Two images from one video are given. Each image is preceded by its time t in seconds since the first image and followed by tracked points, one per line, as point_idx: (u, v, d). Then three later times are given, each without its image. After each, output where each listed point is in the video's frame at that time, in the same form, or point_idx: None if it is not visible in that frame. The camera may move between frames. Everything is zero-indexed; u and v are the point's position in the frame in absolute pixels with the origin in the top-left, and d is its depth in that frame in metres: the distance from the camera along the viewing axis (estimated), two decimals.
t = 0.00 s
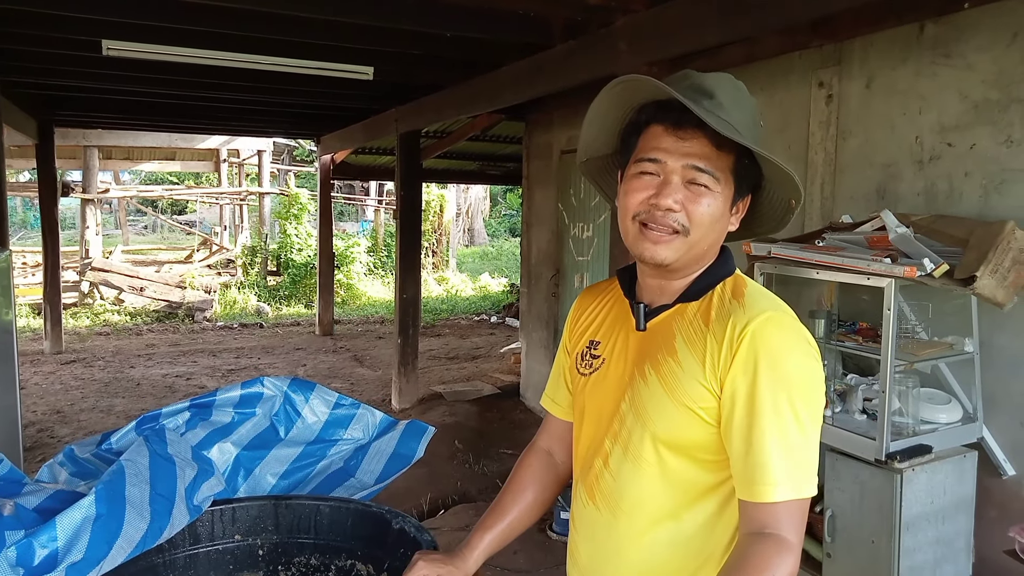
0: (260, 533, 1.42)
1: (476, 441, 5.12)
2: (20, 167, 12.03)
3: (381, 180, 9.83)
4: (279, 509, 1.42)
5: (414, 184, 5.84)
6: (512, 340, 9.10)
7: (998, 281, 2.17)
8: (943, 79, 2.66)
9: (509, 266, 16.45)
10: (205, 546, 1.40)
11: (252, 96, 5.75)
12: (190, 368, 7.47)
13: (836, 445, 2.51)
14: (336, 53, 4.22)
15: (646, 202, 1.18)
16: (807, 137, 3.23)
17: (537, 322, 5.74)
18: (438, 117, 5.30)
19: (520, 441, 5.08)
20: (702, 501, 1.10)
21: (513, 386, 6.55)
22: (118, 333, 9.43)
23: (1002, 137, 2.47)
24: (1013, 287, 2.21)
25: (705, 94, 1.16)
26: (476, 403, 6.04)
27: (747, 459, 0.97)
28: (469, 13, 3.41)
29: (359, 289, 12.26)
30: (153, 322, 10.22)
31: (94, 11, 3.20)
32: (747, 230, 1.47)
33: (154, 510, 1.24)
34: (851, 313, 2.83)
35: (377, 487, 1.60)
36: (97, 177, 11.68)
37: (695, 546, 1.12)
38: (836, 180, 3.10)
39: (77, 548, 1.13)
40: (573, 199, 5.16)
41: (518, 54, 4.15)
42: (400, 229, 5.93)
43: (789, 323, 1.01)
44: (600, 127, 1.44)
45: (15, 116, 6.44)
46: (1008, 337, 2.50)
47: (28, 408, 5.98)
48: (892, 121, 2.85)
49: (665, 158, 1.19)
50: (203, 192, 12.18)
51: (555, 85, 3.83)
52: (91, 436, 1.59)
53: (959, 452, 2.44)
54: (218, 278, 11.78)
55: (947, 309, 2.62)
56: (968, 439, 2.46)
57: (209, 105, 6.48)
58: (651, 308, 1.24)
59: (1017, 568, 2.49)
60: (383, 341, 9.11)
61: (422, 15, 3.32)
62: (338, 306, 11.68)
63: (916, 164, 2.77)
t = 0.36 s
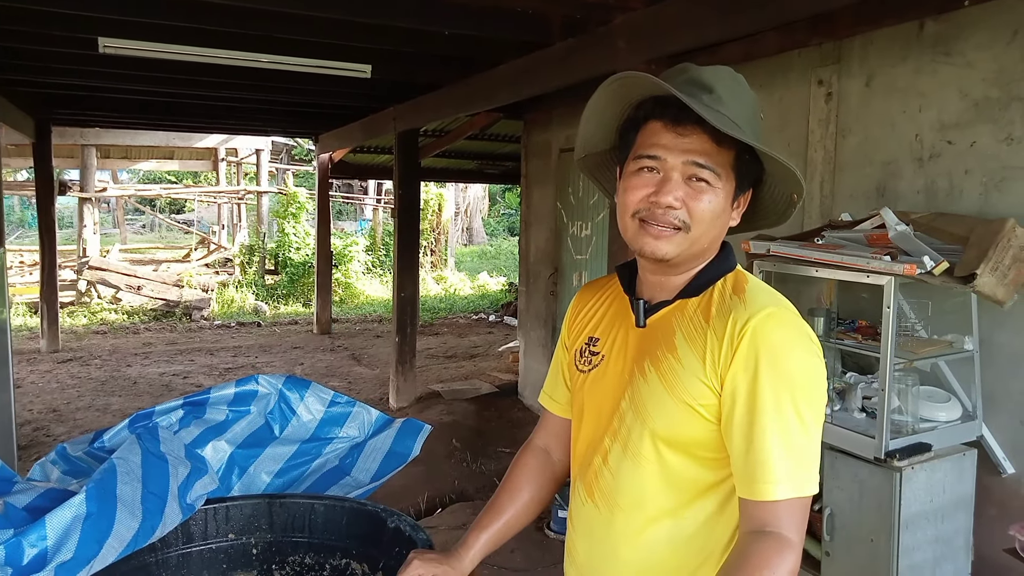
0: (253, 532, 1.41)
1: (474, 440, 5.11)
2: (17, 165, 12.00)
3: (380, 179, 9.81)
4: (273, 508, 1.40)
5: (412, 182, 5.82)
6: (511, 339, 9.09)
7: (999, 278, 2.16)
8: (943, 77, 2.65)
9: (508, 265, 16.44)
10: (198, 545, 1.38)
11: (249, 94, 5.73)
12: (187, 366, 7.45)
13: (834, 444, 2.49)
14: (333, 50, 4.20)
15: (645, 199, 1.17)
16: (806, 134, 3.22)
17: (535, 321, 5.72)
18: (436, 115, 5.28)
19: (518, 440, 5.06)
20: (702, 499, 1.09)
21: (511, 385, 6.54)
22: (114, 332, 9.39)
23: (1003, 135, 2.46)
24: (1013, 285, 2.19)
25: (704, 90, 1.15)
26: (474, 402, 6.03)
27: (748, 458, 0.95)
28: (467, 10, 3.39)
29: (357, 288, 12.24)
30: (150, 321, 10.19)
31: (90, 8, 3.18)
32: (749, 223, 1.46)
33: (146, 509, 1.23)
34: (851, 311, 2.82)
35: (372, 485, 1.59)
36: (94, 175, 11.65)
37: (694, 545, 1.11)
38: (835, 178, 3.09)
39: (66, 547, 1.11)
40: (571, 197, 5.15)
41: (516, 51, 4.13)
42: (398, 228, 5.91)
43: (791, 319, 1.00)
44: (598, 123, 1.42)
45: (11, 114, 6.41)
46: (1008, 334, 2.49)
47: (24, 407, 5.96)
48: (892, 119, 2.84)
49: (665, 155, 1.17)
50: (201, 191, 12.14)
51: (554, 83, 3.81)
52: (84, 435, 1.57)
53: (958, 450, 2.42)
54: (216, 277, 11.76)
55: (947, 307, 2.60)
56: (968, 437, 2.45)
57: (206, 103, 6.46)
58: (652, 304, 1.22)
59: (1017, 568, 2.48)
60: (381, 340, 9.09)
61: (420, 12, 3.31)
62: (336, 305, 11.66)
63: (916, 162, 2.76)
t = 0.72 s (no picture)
0: (249, 537, 1.40)
1: (474, 443, 5.10)
2: (17, 168, 12.00)
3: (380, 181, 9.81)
4: (268, 512, 1.40)
5: (411, 185, 5.82)
6: (511, 341, 9.09)
7: (998, 281, 2.15)
8: (941, 79, 2.64)
9: (508, 268, 16.44)
10: (193, 550, 1.37)
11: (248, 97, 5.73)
12: (187, 370, 7.45)
13: (834, 447, 2.48)
14: (333, 53, 4.21)
15: (620, 205, 1.18)
16: (805, 137, 3.21)
17: (535, 324, 5.72)
18: (436, 118, 5.28)
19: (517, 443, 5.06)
20: (699, 501, 1.08)
21: (511, 388, 6.53)
22: (115, 335, 9.39)
23: (1001, 137, 2.46)
24: (1013, 287, 2.19)
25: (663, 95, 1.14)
26: (474, 405, 6.03)
27: (742, 460, 0.95)
28: (465, 12, 3.39)
29: (357, 291, 12.24)
30: (151, 324, 10.19)
31: (89, 10, 3.18)
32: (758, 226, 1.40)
33: (139, 513, 1.22)
34: (850, 314, 2.81)
35: (368, 489, 1.59)
36: (95, 178, 11.65)
37: (691, 548, 1.10)
38: (834, 181, 3.08)
39: (57, 553, 1.11)
40: (570, 200, 5.14)
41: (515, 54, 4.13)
42: (398, 231, 5.91)
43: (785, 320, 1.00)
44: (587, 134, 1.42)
45: (11, 117, 6.41)
46: (1007, 337, 2.48)
47: (24, 410, 5.95)
48: (891, 121, 2.84)
49: (634, 161, 1.18)
50: (202, 194, 12.15)
51: (553, 85, 3.81)
52: (79, 438, 1.56)
53: (958, 454, 2.42)
54: (216, 280, 11.77)
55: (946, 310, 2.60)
56: (967, 441, 2.44)
57: (207, 106, 6.46)
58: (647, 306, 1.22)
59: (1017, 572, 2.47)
60: (381, 343, 9.09)
61: (419, 14, 3.31)
62: (336, 308, 11.67)
63: (915, 164, 2.75)
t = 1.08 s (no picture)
0: (245, 536, 1.40)
1: (474, 442, 5.09)
2: (17, 167, 11.99)
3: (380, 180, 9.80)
4: (265, 511, 1.39)
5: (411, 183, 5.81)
6: (511, 340, 9.08)
7: (999, 279, 2.14)
8: (942, 77, 2.64)
9: (509, 266, 16.44)
10: (190, 549, 1.37)
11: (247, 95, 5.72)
12: (187, 368, 7.44)
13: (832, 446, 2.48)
14: (332, 51, 4.20)
15: (618, 201, 1.19)
16: (805, 135, 3.20)
17: (535, 322, 5.71)
18: (435, 116, 5.27)
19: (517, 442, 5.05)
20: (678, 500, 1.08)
21: (511, 387, 6.52)
22: (115, 334, 9.39)
23: (1002, 135, 2.45)
24: (1014, 285, 2.19)
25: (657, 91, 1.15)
26: (474, 404, 6.02)
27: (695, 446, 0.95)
28: (464, 11, 3.38)
29: (357, 289, 12.24)
30: (151, 323, 10.18)
31: (87, 9, 3.18)
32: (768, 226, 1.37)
33: (135, 513, 1.21)
34: (851, 312, 2.81)
35: (366, 488, 1.58)
36: (95, 177, 11.64)
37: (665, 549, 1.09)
38: (834, 179, 3.08)
39: (53, 552, 1.10)
40: (571, 198, 5.13)
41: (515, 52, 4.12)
42: (398, 229, 5.90)
43: (771, 322, 1.00)
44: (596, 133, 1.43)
45: (9, 115, 6.40)
46: (1008, 335, 2.47)
47: (23, 409, 5.95)
48: (891, 119, 2.83)
49: (631, 157, 1.19)
50: (202, 192, 12.14)
51: (553, 83, 3.80)
52: (76, 437, 1.56)
53: (958, 452, 2.41)
54: (217, 279, 11.77)
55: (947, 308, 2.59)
56: (968, 439, 2.44)
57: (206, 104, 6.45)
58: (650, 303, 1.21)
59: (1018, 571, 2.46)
60: (381, 341, 9.09)
61: (418, 13, 3.30)
62: (336, 306, 11.67)
63: (915, 162, 2.74)
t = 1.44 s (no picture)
0: (245, 540, 1.38)
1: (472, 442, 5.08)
2: (12, 166, 11.93)
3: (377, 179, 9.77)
4: (265, 514, 1.39)
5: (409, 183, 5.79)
6: (509, 340, 9.07)
7: (999, 281, 2.15)
8: (941, 78, 2.63)
9: (506, 266, 16.42)
10: (189, 553, 1.36)
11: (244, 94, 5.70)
12: (183, 368, 7.41)
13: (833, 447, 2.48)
14: (329, 50, 4.18)
15: (620, 203, 1.18)
16: (804, 136, 3.20)
17: (533, 323, 5.70)
18: (433, 116, 5.26)
19: (515, 443, 5.04)
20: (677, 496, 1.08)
21: (509, 387, 6.51)
22: (111, 333, 9.36)
23: (1002, 136, 2.45)
24: (1014, 287, 2.19)
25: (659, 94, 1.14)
26: (471, 404, 6.01)
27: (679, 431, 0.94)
28: (463, 11, 3.37)
29: (354, 289, 12.21)
30: (147, 322, 10.14)
31: (84, 8, 3.16)
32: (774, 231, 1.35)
33: (134, 518, 1.20)
34: (850, 314, 2.80)
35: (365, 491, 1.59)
36: (91, 176, 11.59)
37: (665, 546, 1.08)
38: (833, 180, 3.07)
39: (51, 558, 1.09)
40: (569, 199, 5.13)
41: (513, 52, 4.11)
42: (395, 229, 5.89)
43: (768, 319, 1.00)
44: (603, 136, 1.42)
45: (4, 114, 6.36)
46: (1007, 337, 2.48)
47: (19, 409, 5.92)
48: (890, 120, 2.83)
49: (634, 159, 1.18)
50: (198, 191, 12.09)
51: (551, 83, 3.79)
52: (73, 440, 1.55)
53: (958, 454, 2.41)
54: (213, 278, 11.73)
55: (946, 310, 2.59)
56: (967, 441, 2.44)
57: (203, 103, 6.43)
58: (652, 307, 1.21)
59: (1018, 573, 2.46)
60: (379, 341, 9.07)
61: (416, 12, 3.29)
62: (333, 306, 11.64)
63: (915, 163, 2.74)
